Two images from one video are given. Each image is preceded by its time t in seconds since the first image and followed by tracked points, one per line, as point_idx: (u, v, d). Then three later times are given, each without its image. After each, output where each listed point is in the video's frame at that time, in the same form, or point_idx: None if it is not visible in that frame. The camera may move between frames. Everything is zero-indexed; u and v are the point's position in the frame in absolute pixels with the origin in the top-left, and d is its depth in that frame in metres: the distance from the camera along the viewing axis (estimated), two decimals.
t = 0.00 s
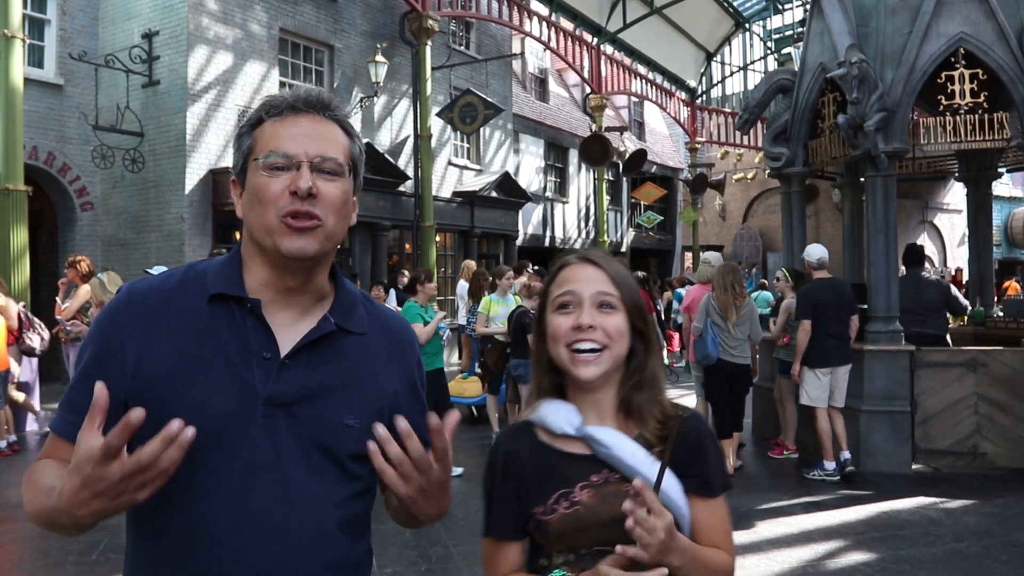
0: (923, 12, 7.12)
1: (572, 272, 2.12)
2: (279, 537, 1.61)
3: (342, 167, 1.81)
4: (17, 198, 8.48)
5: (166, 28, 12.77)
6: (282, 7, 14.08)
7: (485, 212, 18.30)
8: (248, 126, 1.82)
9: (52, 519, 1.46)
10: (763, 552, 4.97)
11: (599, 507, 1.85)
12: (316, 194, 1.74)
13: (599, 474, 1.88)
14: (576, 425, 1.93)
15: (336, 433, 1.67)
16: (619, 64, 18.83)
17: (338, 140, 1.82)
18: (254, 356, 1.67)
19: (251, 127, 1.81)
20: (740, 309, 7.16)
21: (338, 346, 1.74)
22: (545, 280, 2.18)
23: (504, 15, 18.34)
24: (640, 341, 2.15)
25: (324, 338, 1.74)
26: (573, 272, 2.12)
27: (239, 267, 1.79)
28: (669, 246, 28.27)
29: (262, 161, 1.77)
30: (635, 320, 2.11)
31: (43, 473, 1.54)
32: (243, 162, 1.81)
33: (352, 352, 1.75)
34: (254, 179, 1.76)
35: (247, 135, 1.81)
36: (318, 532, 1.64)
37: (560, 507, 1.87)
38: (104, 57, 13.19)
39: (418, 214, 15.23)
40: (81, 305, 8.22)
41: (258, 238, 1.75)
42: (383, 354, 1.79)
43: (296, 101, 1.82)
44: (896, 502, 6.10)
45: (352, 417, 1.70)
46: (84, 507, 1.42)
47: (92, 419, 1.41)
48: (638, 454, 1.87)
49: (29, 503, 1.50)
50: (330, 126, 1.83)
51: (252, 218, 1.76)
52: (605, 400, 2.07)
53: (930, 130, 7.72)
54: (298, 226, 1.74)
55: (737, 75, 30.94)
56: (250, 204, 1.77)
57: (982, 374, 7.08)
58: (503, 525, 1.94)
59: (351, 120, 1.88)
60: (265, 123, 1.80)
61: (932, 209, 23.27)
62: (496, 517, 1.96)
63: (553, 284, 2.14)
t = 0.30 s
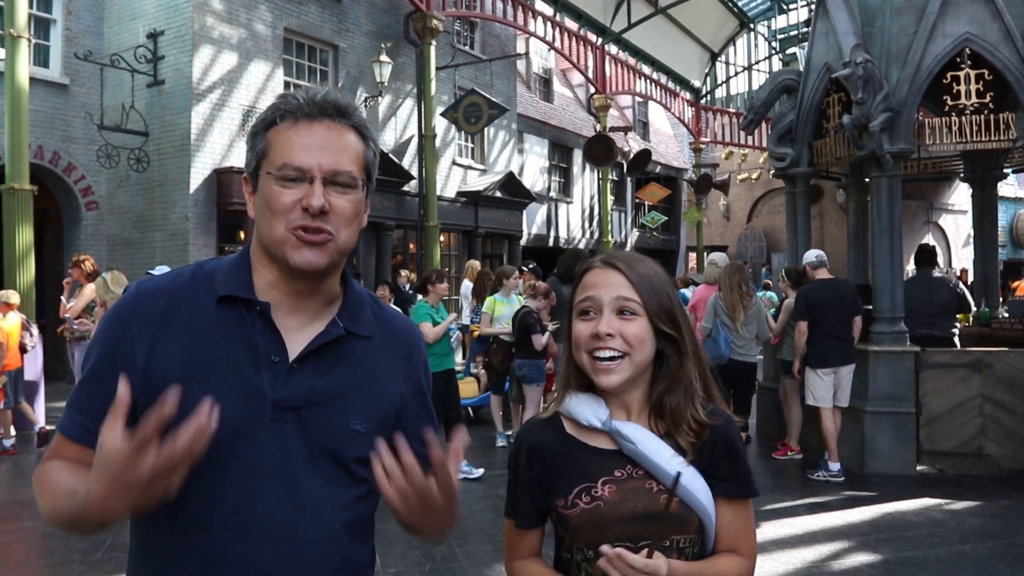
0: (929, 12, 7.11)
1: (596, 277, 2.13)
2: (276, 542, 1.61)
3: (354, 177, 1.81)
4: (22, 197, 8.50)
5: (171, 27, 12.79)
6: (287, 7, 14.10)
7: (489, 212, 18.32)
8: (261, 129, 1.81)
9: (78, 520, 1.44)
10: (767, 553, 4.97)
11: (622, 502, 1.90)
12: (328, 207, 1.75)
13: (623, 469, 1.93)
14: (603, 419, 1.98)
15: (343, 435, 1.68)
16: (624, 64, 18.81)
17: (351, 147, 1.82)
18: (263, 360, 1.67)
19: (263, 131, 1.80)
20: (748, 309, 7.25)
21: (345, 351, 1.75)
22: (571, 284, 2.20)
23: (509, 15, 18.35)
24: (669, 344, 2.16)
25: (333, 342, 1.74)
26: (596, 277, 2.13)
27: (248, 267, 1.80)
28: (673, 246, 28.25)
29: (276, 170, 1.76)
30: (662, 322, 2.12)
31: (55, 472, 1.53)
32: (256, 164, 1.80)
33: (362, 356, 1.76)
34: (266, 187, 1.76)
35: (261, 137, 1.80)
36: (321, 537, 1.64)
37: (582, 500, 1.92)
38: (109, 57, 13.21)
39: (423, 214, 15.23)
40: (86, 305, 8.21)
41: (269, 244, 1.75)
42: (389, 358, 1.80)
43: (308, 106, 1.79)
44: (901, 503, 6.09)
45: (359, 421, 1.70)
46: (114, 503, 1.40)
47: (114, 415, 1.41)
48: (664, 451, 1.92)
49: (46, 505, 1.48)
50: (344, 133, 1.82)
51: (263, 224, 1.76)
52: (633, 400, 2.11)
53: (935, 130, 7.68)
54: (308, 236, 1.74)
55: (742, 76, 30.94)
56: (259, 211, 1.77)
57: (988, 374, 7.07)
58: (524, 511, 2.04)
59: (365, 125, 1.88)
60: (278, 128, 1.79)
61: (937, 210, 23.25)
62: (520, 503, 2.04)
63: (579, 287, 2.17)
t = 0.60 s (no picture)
0: (929, 14, 7.11)
1: (563, 280, 2.07)
2: (277, 542, 1.61)
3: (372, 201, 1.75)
4: (22, 198, 8.50)
5: (172, 28, 12.81)
6: (288, 8, 14.12)
7: (489, 213, 18.34)
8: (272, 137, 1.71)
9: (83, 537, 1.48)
10: (766, 555, 4.97)
11: (590, 513, 1.82)
12: (354, 235, 1.69)
13: (590, 479, 1.85)
14: (568, 430, 1.90)
15: (341, 436, 1.68)
16: (624, 65, 18.81)
17: (364, 162, 1.74)
18: (258, 363, 1.66)
19: (274, 140, 1.70)
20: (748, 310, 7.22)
21: (339, 350, 1.74)
22: (538, 288, 2.13)
23: (509, 16, 18.38)
24: (639, 347, 2.10)
25: (325, 345, 1.73)
26: (564, 280, 2.08)
27: (239, 271, 1.78)
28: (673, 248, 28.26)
29: (297, 193, 1.67)
30: (630, 326, 2.06)
31: (55, 491, 1.56)
32: (270, 178, 1.69)
33: (354, 357, 1.75)
34: (280, 205, 1.67)
35: (277, 150, 1.69)
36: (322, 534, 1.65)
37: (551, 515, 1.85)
38: (110, 58, 13.21)
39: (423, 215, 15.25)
40: (86, 306, 8.19)
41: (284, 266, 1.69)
42: (384, 358, 1.80)
43: (331, 126, 1.69)
44: (900, 505, 6.09)
45: (356, 419, 1.70)
46: (120, 530, 1.41)
47: (137, 444, 1.42)
48: (628, 457, 1.83)
49: (45, 517, 1.53)
50: (361, 155, 1.73)
51: (278, 244, 1.69)
52: (602, 404, 2.05)
53: (935, 132, 7.69)
54: (333, 266, 1.69)
55: (742, 77, 30.99)
56: (275, 233, 1.69)
57: (988, 377, 7.06)
58: (496, 527, 1.97)
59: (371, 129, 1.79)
60: (294, 140, 1.68)
61: (937, 212, 23.27)
62: (491, 518, 1.97)
63: (546, 291, 2.10)
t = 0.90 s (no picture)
0: (930, 16, 7.12)
1: (482, 283, 1.95)
2: (275, 547, 1.65)
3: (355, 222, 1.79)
4: (23, 199, 8.51)
5: (173, 30, 12.84)
6: (289, 9, 14.14)
7: (490, 215, 18.35)
8: (279, 162, 1.68)
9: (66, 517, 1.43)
10: (767, 557, 4.97)
11: (511, 528, 1.78)
12: (352, 261, 1.75)
13: (514, 492, 1.81)
14: (491, 441, 1.84)
15: (324, 428, 1.73)
16: (625, 67, 18.80)
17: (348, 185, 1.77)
18: (230, 369, 1.66)
19: (285, 165, 1.67)
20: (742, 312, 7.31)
21: (306, 345, 1.77)
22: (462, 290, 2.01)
23: (510, 18, 18.40)
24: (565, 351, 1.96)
25: (291, 344, 1.75)
26: (484, 282, 1.94)
27: (190, 281, 1.73)
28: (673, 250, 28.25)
29: (310, 220, 1.67)
30: (550, 329, 1.92)
31: None
32: (280, 210, 1.66)
33: (319, 350, 1.78)
34: (291, 232, 1.66)
35: (288, 182, 1.67)
36: (319, 525, 1.71)
37: (472, 529, 1.80)
38: (111, 60, 13.23)
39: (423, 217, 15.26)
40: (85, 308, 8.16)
41: (274, 284, 1.68)
42: (346, 345, 1.84)
43: (337, 157, 1.74)
44: (901, 508, 6.09)
45: (332, 409, 1.75)
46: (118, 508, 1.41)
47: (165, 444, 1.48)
48: (548, 471, 1.77)
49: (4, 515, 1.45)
50: (349, 179, 1.76)
51: (280, 268, 1.67)
52: (526, 413, 1.92)
53: (935, 134, 7.64)
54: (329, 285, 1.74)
55: (742, 79, 31.03)
56: (280, 256, 1.67)
57: (988, 379, 7.06)
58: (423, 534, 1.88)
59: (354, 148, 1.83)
60: (308, 168, 1.69)
61: (937, 214, 23.29)
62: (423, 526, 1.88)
63: (467, 294, 1.98)
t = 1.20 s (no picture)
0: (933, 18, 7.12)
1: (469, 280, 1.97)
2: (258, 546, 1.59)
3: (304, 228, 1.68)
4: (28, 200, 8.52)
5: (177, 31, 12.88)
6: (292, 11, 14.16)
7: (493, 216, 18.37)
8: (201, 164, 1.62)
9: None
10: (770, 559, 4.96)
11: (484, 530, 1.79)
12: (285, 274, 1.63)
13: (490, 494, 1.82)
14: (470, 442, 1.85)
15: (304, 430, 1.67)
16: (628, 69, 18.81)
17: (297, 190, 1.66)
18: (205, 376, 1.60)
19: (206, 168, 1.61)
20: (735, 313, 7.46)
21: (280, 350, 1.70)
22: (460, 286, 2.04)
23: (513, 20, 18.43)
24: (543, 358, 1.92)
25: (265, 349, 1.69)
26: (470, 280, 1.96)
27: (162, 291, 1.67)
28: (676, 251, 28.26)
29: (227, 221, 1.59)
30: (524, 338, 1.89)
31: None
32: (197, 208, 1.60)
33: (292, 354, 1.71)
34: (207, 234, 1.60)
35: (207, 181, 1.60)
36: (307, 524, 1.66)
37: (446, 529, 1.81)
38: (115, 61, 13.26)
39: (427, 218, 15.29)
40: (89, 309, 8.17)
41: (207, 289, 1.61)
42: (320, 345, 1.78)
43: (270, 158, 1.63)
44: (905, 510, 6.07)
45: (313, 410, 1.69)
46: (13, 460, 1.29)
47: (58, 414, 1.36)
48: (524, 474, 1.79)
49: None
50: (299, 184, 1.67)
51: (202, 271, 1.60)
52: (501, 412, 1.92)
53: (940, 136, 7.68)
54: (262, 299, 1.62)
55: (745, 81, 31.05)
56: (199, 259, 1.60)
57: (992, 382, 7.05)
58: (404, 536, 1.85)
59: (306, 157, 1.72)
60: (225, 171, 1.60)
61: (941, 216, 23.28)
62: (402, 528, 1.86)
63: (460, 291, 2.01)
